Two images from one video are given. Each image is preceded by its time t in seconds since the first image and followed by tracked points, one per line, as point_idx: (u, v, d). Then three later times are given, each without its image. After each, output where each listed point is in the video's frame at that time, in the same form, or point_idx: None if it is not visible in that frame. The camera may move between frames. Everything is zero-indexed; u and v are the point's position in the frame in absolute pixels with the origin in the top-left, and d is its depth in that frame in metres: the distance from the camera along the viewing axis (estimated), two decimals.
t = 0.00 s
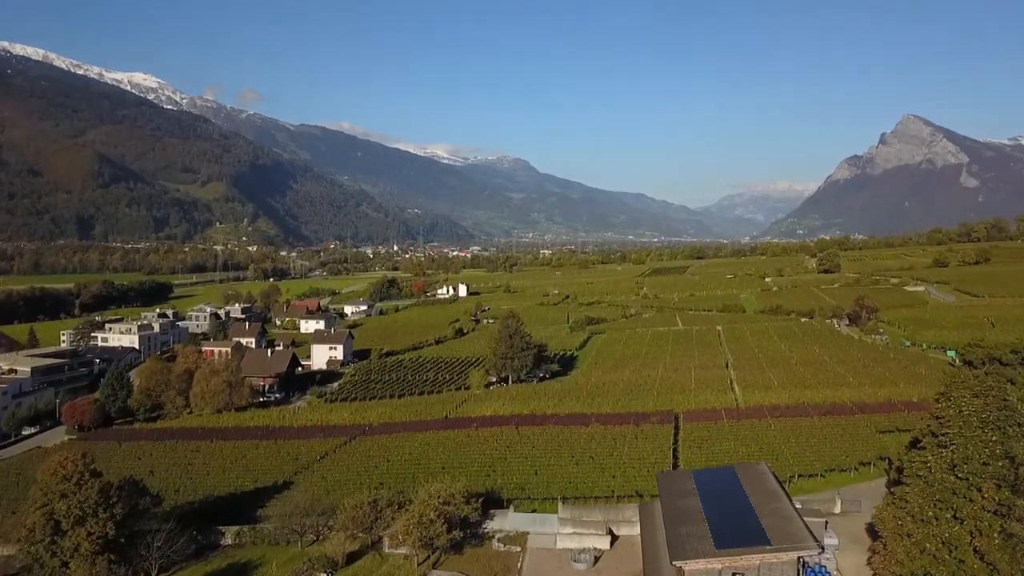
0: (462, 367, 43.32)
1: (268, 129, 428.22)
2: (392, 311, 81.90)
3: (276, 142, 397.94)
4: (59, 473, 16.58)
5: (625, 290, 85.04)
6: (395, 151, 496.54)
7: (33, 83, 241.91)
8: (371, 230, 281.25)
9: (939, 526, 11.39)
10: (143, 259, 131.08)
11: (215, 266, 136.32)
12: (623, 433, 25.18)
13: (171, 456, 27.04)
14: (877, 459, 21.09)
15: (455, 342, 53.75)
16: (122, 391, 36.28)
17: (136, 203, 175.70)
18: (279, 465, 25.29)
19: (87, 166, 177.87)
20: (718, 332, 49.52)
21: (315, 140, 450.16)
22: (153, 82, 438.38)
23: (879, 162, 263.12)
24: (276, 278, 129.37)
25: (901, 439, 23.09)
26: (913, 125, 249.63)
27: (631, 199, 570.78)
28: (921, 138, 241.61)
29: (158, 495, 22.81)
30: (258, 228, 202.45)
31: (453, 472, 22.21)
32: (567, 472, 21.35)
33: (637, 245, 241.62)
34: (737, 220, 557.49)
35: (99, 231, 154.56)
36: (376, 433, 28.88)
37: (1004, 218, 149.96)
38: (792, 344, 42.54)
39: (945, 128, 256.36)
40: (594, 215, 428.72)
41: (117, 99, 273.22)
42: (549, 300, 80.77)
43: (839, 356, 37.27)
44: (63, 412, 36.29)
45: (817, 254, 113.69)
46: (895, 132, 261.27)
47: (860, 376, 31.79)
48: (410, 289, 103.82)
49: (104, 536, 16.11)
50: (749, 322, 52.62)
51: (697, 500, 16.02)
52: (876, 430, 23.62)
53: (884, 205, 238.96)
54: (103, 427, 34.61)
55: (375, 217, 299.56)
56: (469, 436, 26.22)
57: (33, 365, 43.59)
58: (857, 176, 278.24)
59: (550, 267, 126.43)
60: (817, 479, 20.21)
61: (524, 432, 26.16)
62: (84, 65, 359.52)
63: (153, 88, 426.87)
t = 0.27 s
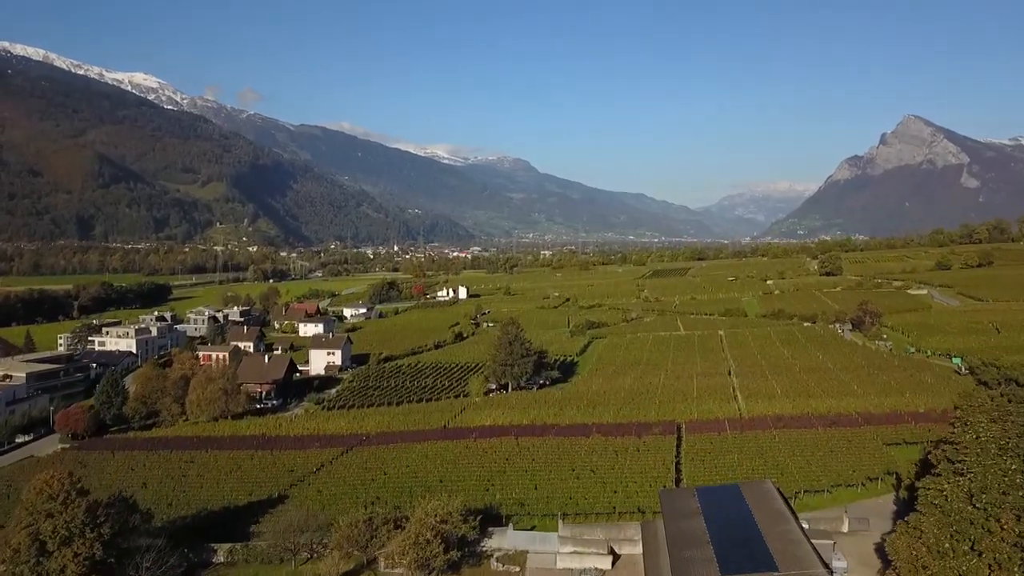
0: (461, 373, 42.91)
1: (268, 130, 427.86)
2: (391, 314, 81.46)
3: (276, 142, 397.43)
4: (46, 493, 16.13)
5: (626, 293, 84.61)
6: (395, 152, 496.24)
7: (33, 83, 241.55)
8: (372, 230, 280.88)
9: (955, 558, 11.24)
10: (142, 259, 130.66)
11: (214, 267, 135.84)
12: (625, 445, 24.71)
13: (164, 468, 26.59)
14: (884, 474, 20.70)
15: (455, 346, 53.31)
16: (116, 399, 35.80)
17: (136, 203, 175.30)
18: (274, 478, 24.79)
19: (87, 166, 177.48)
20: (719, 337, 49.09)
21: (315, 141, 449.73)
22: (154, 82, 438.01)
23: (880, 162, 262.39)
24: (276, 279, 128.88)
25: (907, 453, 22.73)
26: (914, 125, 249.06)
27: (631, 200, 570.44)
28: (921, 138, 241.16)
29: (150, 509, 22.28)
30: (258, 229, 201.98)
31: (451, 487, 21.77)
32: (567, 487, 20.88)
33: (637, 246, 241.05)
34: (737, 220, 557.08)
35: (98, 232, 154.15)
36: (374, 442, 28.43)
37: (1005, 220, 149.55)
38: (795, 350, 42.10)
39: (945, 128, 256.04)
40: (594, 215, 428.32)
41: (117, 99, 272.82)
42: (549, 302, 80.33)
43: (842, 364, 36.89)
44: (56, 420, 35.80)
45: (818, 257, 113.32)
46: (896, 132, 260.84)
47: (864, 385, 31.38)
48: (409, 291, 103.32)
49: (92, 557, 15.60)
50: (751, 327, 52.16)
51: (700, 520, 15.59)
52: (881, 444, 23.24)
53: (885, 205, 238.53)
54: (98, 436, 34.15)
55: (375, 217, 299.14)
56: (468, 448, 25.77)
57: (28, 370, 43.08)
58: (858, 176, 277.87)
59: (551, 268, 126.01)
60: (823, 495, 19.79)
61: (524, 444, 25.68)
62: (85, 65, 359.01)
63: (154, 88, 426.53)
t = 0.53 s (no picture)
0: (460, 379, 42.45)
1: (269, 130, 427.47)
2: (391, 317, 81.00)
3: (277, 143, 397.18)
4: (32, 513, 15.74)
5: (627, 296, 84.12)
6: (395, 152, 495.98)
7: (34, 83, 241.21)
8: (372, 231, 280.48)
9: None
10: (142, 260, 130.29)
11: (215, 268, 135.42)
12: (627, 457, 24.24)
13: (157, 480, 26.18)
14: (891, 489, 20.26)
15: (455, 351, 52.87)
16: (111, 406, 35.33)
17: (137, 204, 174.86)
18: (270, 491, 24.34)
19: (88, 166, 177.14)
20: (721, 342, 48.57)
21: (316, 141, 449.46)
22: (154, 82, 437.92)
23: (880, 162, 261.82)
24: (276, 281, 128.57)
25: (914, 465, 22.30)
26: (914, 125, 248.49)
27: (632, 200, 570.07)
28: (922, 138, 240.67)
29: (143, 524, 21.88)
30: (259, 229, 201.61)
31: (449, 503, 21.35)
32: (567, 504, 20.43)
33: (638, 246, 239.33)
34: (738, 221, 556.49)
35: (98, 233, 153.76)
36: (372, 453, 27.95)
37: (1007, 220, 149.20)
38: (798, 356, 41.68)
39: (945, 128, 255.90)
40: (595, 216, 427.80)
41: (117, 99, 272.56)
42: (550, 305, 79.86)
43: (846, 370, 36.38)
44: (50, 427, 35.36)
45: (820, 259, 112.77)
46: (897, 133, 260.17)
47: (869, 394, 30.92)
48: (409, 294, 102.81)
49: None
50: (753, 332, 51.67)
51: (704, 539, 15.22)
52: (888, 457, 22.77)
53: (886, 206, 238.27)
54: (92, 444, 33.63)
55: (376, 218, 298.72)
56: (467, 459, 25.29)
57: (24, 376, 43.01)
58: (858, 176, 277.29)
59: (551, 270, 125.58)
60: (830, 511, 19.38)
61: (524, 455, 25.22)
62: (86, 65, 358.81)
63: (154, 88, 426.31)
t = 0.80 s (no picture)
0: (460, 385, 42.02)
1: (269, 130, 427.04)
2: (390, 320, 80.50)
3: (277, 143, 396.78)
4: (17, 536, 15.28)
5: (628, 298, 83.67)
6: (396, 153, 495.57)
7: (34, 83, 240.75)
8: (373, 231, 280.13)
9: None
10: (142, 261, 129.88)
11: (215, 269, 135.04)
12: (629, 470, 23.81)
13: (151, 492, 25.71)
14: (899, 506, 19.84)
15: (454, 356, 52.43)
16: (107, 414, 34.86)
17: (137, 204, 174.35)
18: (265, 504, 23.86)
19: (88, 167, 176.73)
20: (723, 347, 48.15)
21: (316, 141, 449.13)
22: (155, 82, 437.62)
23: (880, 162, 261.48)
24: (276, 282, 128.13)
25: (921, 479, 21.89)
26: (915, 126, 247.86)
27: (632, 200, 569.85)
28: (923, 138, 240.11)
29: (135, 540, 21.45)
30: (259, 230, 201.26)
31: (448, 519, 20.96)
32: (567, 522, 19.99)
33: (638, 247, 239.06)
34: (738, 221, 556.26)
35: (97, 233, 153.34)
36: (370, 463, 27.49)
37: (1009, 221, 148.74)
38: (801, 362, 41.23)
39: (945, 128, 255.58)
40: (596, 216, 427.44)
41: (118, 99, 272.19)
42: (551, 308, 79.39)
43: (849, 377, 35.95)
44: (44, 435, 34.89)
45: (821, 260, 112.35)
46: (898, 133, 259.58)
47: (874, 403, 30.47)
48: (409, 296, 102.37)
49: None
50: (756, 337, 51.16)
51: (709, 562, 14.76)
52: (895, 470, 22.33)
53: (886, 206, 237.89)
54: (86, 453, 33.15)
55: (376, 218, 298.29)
56: (466, 471, 24.86)
57: (19, 382, 42.59)
58: (859, 176, 276.88)
59: (552, 271, 125.23)
60: (836, 529, 18.98)
61: (524, 468, 24.76)
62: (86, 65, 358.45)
63: (155, 88, 425.91)
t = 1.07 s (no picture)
0: (460, 392, 41.61)
1: (269, 130, 427.07)
2: (390, 322, 80.16)
3: (277, 143, 396.29)
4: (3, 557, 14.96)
5: (628, 301, 83.27)
6: (396, 153, 495.30)
7: (34, 83, 240.64)
8: (373, 231, 279.82)
9: None
10: (142, 262, 129.55)
11: (215, 270, 134.62)
12: (630, 482, 23.43)
13: (145, 504, 25.29)
14: (905, 521, 19.50)
15: (454, 361, 52.04)
16: (103, 420, 34.46)
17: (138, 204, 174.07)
18: (260, 516, 23.46)
19: (88, 167, 176.55)
20: (725, 353, 47.75)
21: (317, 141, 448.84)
22: (155, 82, 437.95)
23: (880, 162, 261.08)
24: (276, 283, 127.89)
25: (927, 492, 21.51)
26: (916, 126, 246.73)
27: (633, 200, 569.70)
28: (924, 139, 239.36)
29: (127, 555, 21.10)
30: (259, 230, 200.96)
31: (446, 534, 20.60)
32: (567, 538, 19.64)
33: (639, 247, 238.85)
34: (738, 220, 556.48)
35: (98, 234, 153.47)
36: (367, 473, 27.07)
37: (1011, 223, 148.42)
38: (803, 368, 40.82)
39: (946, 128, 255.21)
40: (596, 216, 427.19)
41: (118, 100, 271.94)
42: (551, 312, 78.94)
43: (852, 384, 35.57)
44: (38, 441, 34.50)
45: (822, 262, 111.96)
46: (898, 133, 258.93)
47: (878, 411, 30.02)
48: (409, 297, 101.96)
49: None
50: (759, 342, 50.69)
51: None
52: (901, 483, 21.92)
53: (887, 206, 237.67)
54: (81, 461, 32.77)
55: (376, 218, 297.87)
56: (465, 483, 24.47)
57: (15, 388, 42.24)
58: (860, 177, 276.49)
59: (552, 272, 124.94)
60: (840, 547, 18.65)
61: (524, 481, 24.33)
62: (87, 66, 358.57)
63: (156, 88, 426.05)
